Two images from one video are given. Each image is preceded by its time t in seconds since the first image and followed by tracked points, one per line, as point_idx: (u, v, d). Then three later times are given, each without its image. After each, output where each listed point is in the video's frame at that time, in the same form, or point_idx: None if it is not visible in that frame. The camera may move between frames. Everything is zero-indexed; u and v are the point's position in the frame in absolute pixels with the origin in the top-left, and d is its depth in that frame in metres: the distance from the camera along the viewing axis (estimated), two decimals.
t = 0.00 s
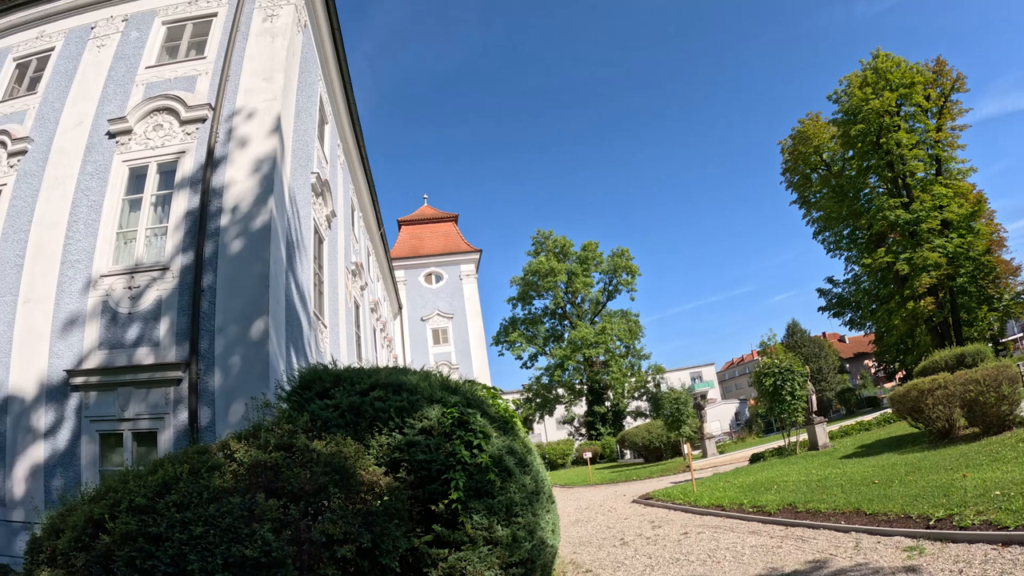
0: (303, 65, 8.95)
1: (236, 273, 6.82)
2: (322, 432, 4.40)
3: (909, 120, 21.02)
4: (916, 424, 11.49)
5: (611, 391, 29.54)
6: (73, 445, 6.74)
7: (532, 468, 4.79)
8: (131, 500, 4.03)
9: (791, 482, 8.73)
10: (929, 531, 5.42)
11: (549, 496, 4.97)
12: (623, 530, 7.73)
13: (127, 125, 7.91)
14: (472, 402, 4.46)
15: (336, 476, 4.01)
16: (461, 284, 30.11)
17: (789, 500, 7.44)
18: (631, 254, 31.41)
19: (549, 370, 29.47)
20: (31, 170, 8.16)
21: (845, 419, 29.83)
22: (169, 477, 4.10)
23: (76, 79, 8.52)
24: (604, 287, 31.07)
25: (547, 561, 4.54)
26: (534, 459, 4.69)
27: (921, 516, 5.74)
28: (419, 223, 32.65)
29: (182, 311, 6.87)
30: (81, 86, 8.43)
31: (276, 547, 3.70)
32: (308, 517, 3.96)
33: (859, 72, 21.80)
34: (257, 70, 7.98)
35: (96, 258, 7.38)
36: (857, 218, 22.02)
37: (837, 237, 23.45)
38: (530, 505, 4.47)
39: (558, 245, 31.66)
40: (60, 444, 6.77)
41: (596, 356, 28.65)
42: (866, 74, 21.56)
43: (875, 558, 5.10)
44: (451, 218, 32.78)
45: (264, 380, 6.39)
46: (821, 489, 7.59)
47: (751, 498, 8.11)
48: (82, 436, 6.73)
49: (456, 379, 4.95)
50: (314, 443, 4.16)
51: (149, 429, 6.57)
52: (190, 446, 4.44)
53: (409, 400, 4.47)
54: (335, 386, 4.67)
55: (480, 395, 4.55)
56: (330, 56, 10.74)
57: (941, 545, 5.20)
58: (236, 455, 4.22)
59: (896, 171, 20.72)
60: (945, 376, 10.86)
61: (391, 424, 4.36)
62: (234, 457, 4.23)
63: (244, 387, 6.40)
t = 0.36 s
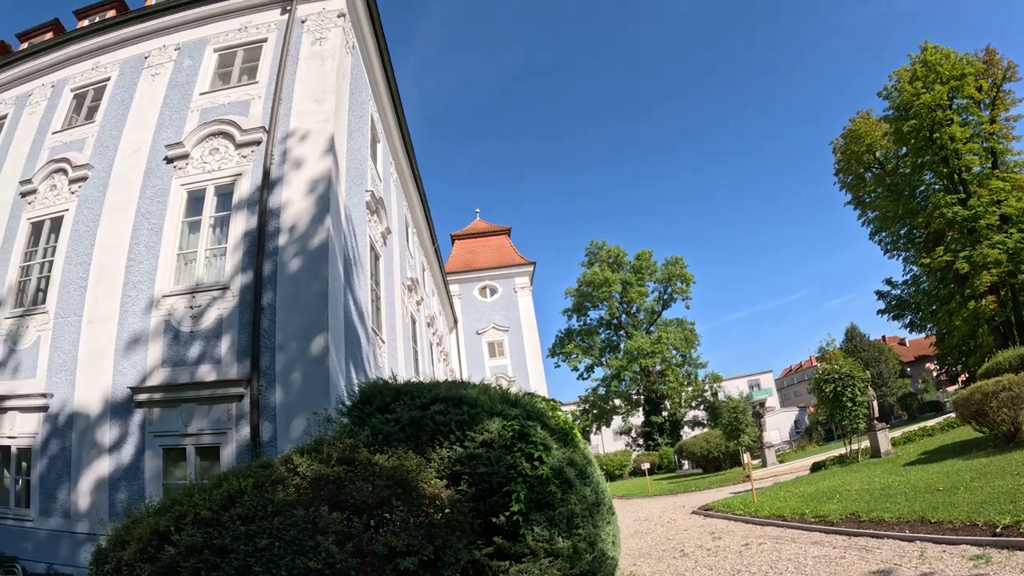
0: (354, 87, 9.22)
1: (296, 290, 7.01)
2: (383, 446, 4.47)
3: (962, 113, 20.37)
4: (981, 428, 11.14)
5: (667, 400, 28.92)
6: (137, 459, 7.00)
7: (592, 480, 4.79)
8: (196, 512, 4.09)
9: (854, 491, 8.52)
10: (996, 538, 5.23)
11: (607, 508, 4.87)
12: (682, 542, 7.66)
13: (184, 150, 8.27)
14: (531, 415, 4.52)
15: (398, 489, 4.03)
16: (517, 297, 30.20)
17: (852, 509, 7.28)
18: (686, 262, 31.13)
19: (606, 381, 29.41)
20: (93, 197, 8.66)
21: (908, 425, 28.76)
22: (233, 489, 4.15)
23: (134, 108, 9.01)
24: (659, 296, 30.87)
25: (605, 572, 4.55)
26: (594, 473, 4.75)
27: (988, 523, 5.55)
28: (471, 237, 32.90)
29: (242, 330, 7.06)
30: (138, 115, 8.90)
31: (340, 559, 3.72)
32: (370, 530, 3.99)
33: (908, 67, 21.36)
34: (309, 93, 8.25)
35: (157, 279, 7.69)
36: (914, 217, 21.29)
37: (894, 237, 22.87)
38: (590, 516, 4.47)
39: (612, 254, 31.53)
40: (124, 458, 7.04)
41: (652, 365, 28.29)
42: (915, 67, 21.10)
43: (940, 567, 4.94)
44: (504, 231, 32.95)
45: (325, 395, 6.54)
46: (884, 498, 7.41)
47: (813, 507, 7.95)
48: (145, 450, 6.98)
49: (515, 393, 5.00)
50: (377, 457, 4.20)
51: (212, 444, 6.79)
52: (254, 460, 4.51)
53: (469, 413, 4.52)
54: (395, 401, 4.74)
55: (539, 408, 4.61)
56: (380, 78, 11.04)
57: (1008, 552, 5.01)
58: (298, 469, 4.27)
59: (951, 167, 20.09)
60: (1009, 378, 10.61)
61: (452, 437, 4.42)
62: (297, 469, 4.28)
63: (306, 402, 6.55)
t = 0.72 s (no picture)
0: (410, 105, 9.38)
1: (362, 306, 7.18)
2: (452, 458, 4.48)
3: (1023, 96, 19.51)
4: None
5: (733, 406, 28.54)
6: (208, 473, 7.22)
7: (659, 488, 4.84)
8: (270, 525, 4.16)
9: (927, 495, 8.28)
10: None
11: (678, 516, 5.04)
12: (752, 550, 7.61)
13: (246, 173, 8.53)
14: (600, 424, 4.52)
15: (469, 501, 4.07)
16: (579, 306, 30.18)
17: (926, 514, 7.09)
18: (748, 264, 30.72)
19: (670, 388, 29.29)
20: (159, 221, 9.05)
21: (984, 425, 27.58)
22: (306, 502, 4.22)
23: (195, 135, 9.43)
24: (721, 300, 30.56)
25: None
26: (662, 481, 4.80)
27: None
28: (531, 248, 33.13)
29: (310, 346, 7.23)
30: (199, 141, 9.31)
31: (413, 570, 3.74)
32: (442, 541, 4.00)
33: (963, 52, 20.75)
34: (366, 112, 8.45)
35: (225, 300, 7.94)
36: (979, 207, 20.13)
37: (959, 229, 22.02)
38: (660, 526, 4.60)
39: (673, 260, 31.22)
40: (196, 473, 7.29)
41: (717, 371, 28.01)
42: (971, 52, 20.48)
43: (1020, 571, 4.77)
44: (562, 240, 32.96)
45: (393, 411, 6.65)
46: (960, 502, 7.18)
47: (885, 513, 7.76)
48: (217, 465, 7.20)
49: (583, 401, 5.00)
50: (447, 469, 4.23)
51: (282, 458, 6.93)
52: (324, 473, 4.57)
53: (538, 424, 4.53)
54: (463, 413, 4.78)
55: (608, 416, 4.61)
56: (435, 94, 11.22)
57: None
58: (369, 482, 4.32)
59: (1015, 153, 18.94)
60: None
61: (522, 447, 4.42)
62: (368, 483, 4.33)
63: (373, 417, 6.66)
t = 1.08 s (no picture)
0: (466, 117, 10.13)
1: (431, 319, 7.71)
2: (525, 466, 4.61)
3: None
4: None
5: (805, 407, 28.46)
6: (282, 486, 7.80)
7: (735, 492, 4.90)
8: (346, 536, 4.25)
9: (1008, 494, 8.03)
10: None
11: (754, 523, 5.05)
12: (827, 556, 7.71)
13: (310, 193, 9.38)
14: (673, 429, 4.60)
15: (544, 509, 4.13)
16: (645, 311, 30.19)
17: (1006, 513, 6.92)
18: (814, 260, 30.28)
19: (738, 390, 29.07)
20: (226, 243, 10.01)
21: None
22: (380, 514, 4.30)
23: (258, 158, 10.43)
24: (789, 299, 30.28)
25: None
26: (736, 485, 4.91)
27: None
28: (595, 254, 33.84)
29: (381, 361, 7.77)
30: (261, 167, 10.28)
31: None
32: (517, 551, 4.05)
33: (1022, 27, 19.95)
34: (426, 128, 9.15)
35: (296, 318, 8.66)
36: None
37: None
38: (736, 532, 4.64)
39: (738, 260, 30.84)
40: (270, 486, 7.84)
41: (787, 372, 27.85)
42: None
43: None
44: (627, 244, 33.64)
45: (464, 423, 7.05)
46: None
47: (964, 514, 7.61)
48: (291, 479, 7.76)
49: (654, 407, 5.15)
50: (520, 478, 4.32)
51: (355, 470, 7.45)
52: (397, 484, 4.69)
53: (610, 431, 4.64)
54: (536, 422, 4.91)
55: (680, 422, 4.69)
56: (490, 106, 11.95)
57: None
58: (444, 492, 4.41)
59: None
60: None
61: (595, 454, 4.52)
62: (443, 493, 4.40)
63: (446, 429, 7.09)
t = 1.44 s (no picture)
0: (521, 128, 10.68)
1: (496, 327, 8.11)
2: (594, 472, 4.90)
3: None
4: None
5: (875, 405, 27.84)
6: (351, 497, 8.19)
7: (805, 495, 5.43)
8: (417, 544, 4.42)
9: None
10: None
11: (824, 526, 5.84)
12: (902, 558, 7.85)
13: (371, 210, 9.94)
14: (741, 433, 4.94)
15: (614, 515, 4.38)
16: (708, 312, 30.17)
17: None
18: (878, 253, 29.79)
19: (806, 390, 28.85)
20: (290, 261, 10.63)
21: None
22: (451, 523, 4.50)
23: (319, 176, 11.14)
24: (854, 295, 29.91)
25: None
26: (801, 486, 5.33)
27: None
28: (656, 257, 33.99)
29: (445, 371, 8.16)
30: (322, 187, 10.96)
31: None
32: (587, 557, 4.28)
33: None
34: (483, 139, 9.65)
35: (361, 332, 9.14)
36: None
37: None
38: (806, 536, 5.13)
39: (800, 257, 30.44)
40: (340, 497, 8.27)
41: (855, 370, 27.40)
42: None
43: None
44: (686, 246, 33.60)
45: (532, 431, 7.33)
46: None
47: None
48: (361, 489, 8.13)
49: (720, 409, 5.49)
50: (589, 484, 4.58)
51: (424, 480, 7.79)
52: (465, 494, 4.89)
53: (679, 435, 4.95)
54: (603, 428, 5.22)
55: (747, 425, 5.04)
56: (544, 115, 12.43)
57: None
58: (513, 500, 4.67)
59: None
60: None
61: (664, 459, 4.86)
62: (512, 501, 4.66)
63: (514, 437, 7.38)
